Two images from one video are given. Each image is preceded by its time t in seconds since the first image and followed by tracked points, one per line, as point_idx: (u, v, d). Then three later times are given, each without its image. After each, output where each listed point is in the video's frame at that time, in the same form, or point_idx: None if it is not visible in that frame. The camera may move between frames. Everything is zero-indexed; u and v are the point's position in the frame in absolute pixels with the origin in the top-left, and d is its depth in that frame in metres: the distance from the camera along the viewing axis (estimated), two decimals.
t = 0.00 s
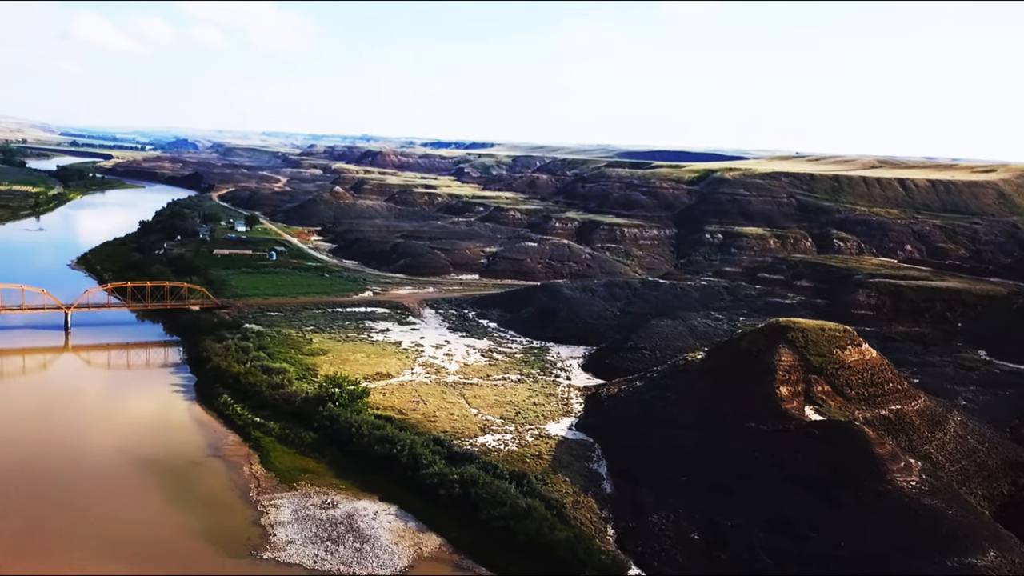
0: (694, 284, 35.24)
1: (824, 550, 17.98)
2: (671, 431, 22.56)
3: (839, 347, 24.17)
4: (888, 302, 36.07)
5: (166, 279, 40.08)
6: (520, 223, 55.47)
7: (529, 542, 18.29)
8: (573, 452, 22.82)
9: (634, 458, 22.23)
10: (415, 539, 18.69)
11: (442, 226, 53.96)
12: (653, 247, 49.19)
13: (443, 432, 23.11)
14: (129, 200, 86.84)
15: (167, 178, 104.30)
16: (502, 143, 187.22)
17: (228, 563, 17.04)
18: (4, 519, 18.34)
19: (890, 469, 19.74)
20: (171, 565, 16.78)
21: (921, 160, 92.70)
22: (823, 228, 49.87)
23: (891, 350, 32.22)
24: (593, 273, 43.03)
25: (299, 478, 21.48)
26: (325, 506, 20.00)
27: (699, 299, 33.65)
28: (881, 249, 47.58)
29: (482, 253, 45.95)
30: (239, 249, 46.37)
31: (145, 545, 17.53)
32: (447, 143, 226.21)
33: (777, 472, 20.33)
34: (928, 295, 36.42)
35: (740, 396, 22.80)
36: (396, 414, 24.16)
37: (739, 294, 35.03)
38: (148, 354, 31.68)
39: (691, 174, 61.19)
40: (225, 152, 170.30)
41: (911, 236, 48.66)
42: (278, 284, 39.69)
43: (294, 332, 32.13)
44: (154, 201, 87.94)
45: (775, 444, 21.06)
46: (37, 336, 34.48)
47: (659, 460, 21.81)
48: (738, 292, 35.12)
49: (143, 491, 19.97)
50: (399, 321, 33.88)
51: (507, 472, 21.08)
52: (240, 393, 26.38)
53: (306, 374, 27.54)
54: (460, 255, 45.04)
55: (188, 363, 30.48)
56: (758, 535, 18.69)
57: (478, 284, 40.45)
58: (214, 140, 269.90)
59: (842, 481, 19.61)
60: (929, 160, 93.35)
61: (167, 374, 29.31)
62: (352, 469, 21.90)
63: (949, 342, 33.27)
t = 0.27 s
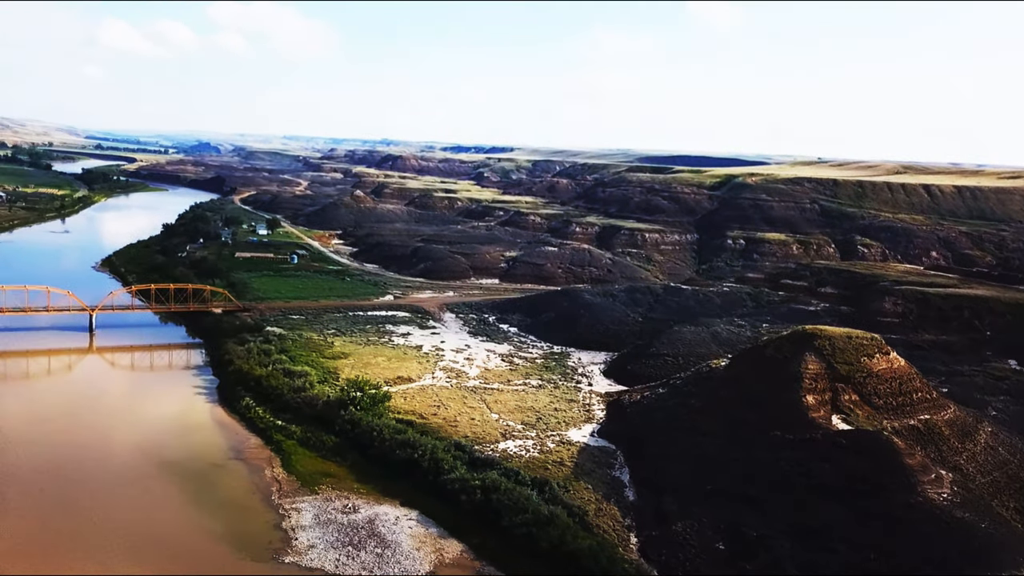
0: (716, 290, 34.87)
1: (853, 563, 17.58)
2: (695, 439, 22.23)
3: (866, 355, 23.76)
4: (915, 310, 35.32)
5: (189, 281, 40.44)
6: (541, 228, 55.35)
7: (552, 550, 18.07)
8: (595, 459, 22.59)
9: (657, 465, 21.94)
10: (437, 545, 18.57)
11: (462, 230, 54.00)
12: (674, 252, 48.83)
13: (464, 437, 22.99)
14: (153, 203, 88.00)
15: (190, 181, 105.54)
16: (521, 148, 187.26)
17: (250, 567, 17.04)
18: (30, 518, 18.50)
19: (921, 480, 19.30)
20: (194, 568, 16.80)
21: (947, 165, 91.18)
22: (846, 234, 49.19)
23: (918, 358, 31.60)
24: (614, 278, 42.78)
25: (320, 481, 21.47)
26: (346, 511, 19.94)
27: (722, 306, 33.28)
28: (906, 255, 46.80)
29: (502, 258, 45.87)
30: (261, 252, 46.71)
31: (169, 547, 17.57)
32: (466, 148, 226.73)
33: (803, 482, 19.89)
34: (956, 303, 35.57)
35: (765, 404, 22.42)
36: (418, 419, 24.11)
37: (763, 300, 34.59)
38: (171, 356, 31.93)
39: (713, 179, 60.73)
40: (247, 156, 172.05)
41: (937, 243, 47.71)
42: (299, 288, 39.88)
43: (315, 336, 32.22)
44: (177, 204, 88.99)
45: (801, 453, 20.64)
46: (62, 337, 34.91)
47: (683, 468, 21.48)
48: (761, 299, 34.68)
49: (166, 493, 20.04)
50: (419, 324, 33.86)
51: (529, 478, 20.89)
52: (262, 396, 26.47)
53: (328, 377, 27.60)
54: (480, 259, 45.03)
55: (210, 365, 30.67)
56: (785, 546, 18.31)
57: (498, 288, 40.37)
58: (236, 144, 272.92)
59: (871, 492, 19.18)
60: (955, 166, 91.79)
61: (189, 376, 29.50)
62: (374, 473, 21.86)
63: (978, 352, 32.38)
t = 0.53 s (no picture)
0: (740, 297, 34.50)
1: None
2: (720, 447, 21.92)
3: (895, 364, 23.32)
4: (942, 319, 34.27)
5: (213, 284, 40.82)
6: (561, 233, 55.21)
7: (575, 558, 17.89)
8: (618, 466, 22.37)
9: (681, 474, 21.66)
10: (459, 551, 18.47)
11: (483, 235, 54.02)
12: (696, 258, 48.45)
13: (486, 443, 22.89)
14: (176, 206, 89.11)
15: (213, 184, 106.73)
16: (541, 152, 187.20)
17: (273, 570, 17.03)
18: (56, 517, 18.66)
19: (954, 493, 18.86)
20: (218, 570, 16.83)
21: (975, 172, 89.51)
22: (871, 241, 48.49)
23: (946, 368, 30.91)
24: (636, 283, 42.51)
25: (343, 486, 21.47)
26: (368, 515, 19.91)
27: (746, 313, 32.90)
28: (932, 263, 45.99)
29: (523, 263, 45.79)
30: (283, 256, 47.05)
31: (193, 548, 17.64)
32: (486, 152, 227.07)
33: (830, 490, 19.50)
34: (985, 312, 34.33)
35: (792, 412, 22.05)
36: (440, 424, 24.06)
37: (787, 307, 34.14)
38: (194, 359, 32.21)
39: (736, 184, 60.23)
40: (269, 160, 173.76)
41: (964, 251, 46.47)
42: (320, 291, 40.08)
43: (337, 340, 32.31)
44: (200, 207, 90.05)
45: (829, 461, 20.21)
46: (88, 339, 35.37)
47: (707, 477, 21.18)
48: (785, 306, 34.22)
49: (190, 495, 20.13)
50: (440, 329, 33.84)
51: (552, 485, 20.72)
52: (284, 399, 26.58)
53: (350, 381, 27.66)
54: (501, 264, 45.00)
55: (233, 368, 30.89)
56: (812, 557, 17.95)
57: (519, 293, 40.29)
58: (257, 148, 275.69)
59: (902, 503, 18.72)
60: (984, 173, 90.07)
61: (213, 379, 29.72)
62: (396, 478, 21.83)
63: (1008, 361, 31.11)
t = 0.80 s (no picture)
0: (764, 304, 34.10)
1: None
2: (746, 456, 21.60)
3: (925, 374, 22.89)
4: (973, 328, 33.55)
5: (236, 288, 41.22)
6: (583, 238, 55.04)
7: (599, 566, 17.71)
8: (642, 474, 22.16)
9: (706, 482, 21.39)
10: (483, 557, 18.36)
11: (504, 240, 54.01)
12: (719, 264, 48.06)
13: (508, 448, 22.79)
14: (200, 210, 90.26)
15: (237, 189, 107.92)
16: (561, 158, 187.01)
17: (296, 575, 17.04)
18: (83, 517, 18.85)
19: (988, 506, 18.41)
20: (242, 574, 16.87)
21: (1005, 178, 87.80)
22: (897, 248, 47.77)
23: (977, 377, 30.22)
24: (658, 289, 42.25)
25: (366, 490, 21.49)
26: (391, 520, 19.89)
27: (770, 319, 32.51)
28: (959, 271, 45.16)
29: (544, 268, 45.72)
30: (306, 260, 47.38)
31: (216, 551, 17.69)
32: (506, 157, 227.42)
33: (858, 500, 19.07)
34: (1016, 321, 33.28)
35: (819, 421, 21.67)
36: (462, 429, 24.03)
37: (812, 314, 33.67)
38: (217, 362, 32.51)
39: (759, 190, 59.69)
40: (292, 165, 175.41)
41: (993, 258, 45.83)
42: (342, 295, 40.29)
43: (360, 344, 32.44)
44: (223, 211, 91.09)
45: (859, 471, 19.78)
46: (114, 341, 35.86)
47: (733, 486, 20.88)
48: (810, 313, 33.77)
49: (215, 498, 20.24)
50: (462, 334, 33.84)
51: (576, 493, 20.56)
52: (308, 403, 26.72)
53: (372, 386, 27.74)
54: (522, 269, 44.96)
55: (257, 371, 31.12)
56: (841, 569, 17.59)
57: (540, 299, 40.20)
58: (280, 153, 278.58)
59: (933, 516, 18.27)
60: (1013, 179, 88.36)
61: (237, 382, 29.95)
62: (419, 483, 21.82)
63: None
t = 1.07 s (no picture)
0: (788, 311, 33.73)
1: None
2: (772, 465, 21.30)
3: (956, 384, 22.47)
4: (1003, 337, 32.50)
5: (260, 292, 41.63)
6: (604, 244, 54.88)
7: None
8: (666, 483, 21.96)
9: (731, 492, 21.12)
10: (506, 565, 18.27)
11: (524, 245, 54.00)
12: (742, 271, 47.68)
13: (531, 455, 22.73)
14: (223, 215, 91.37)
15: (260, 194, 109.09)
16: (581, 163, 186.68)
17: None
18: (109, 518, 19.05)
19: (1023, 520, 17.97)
20: None
21: None
22: (922, 256, 47.08)
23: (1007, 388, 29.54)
24: (680, 296, 41.99)
25: (389, 495, 21.52)
26: (414, 526, 19.89)
27: (794, 327, 32.15)
28: (987, 279, 44.33)
29: (565, 274, 45.65)
30: (327, 265, 47.73)
31: (240, 555, 17.78)
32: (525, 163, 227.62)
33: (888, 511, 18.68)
34: None
35: (847, 431, 21.30)
36: (485, 435, 24.00)
37: (837, 322, 33.24)
38: (240, 366, 32.83)
39: (782, 197, 59.17)
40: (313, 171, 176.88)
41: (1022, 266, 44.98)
42: (364, 300, 40.51)
43: (382, 349, 32.58)
44: (246, 216, 92.08)
45: (889, 482, 19.37)
46: (139, 345, 36.35)
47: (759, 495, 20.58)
48: (835, 321, 33.33)
49: (238, 502, 20.33)
50: (483, 339, 33.85)
51: (600, 501, 20.41)
52: (331, 408, 26.86)
53: (395, 391, 27.83)
54: (543, 275, 44.93)
55: (280, 375, 31.37)
56: None
57: (562, 304, 40.12)
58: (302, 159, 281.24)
59: (966, 529, 17.86)
60: None
61: (260, 386, 30.17)
62: (442, 489, 21.81)
63: None
